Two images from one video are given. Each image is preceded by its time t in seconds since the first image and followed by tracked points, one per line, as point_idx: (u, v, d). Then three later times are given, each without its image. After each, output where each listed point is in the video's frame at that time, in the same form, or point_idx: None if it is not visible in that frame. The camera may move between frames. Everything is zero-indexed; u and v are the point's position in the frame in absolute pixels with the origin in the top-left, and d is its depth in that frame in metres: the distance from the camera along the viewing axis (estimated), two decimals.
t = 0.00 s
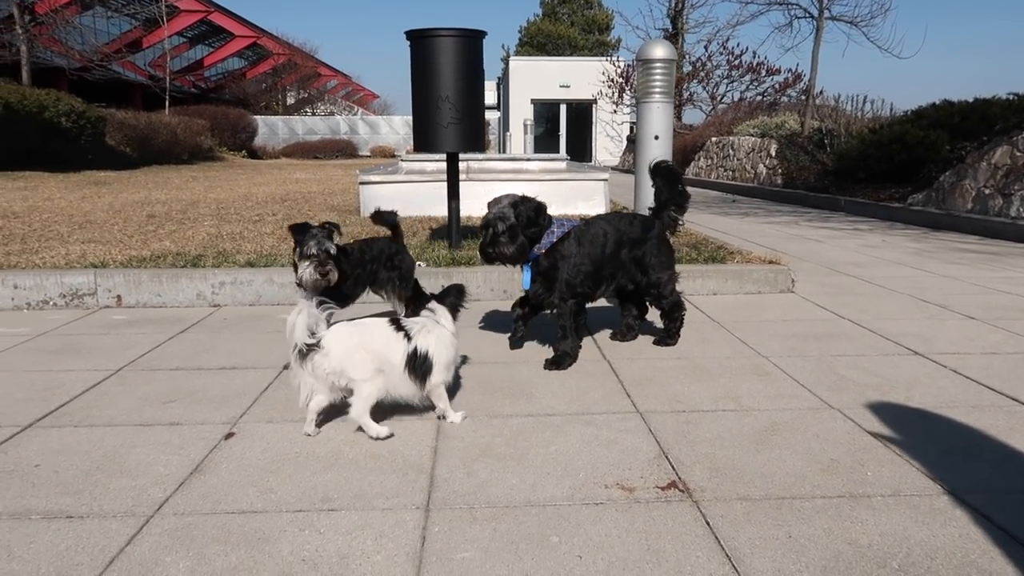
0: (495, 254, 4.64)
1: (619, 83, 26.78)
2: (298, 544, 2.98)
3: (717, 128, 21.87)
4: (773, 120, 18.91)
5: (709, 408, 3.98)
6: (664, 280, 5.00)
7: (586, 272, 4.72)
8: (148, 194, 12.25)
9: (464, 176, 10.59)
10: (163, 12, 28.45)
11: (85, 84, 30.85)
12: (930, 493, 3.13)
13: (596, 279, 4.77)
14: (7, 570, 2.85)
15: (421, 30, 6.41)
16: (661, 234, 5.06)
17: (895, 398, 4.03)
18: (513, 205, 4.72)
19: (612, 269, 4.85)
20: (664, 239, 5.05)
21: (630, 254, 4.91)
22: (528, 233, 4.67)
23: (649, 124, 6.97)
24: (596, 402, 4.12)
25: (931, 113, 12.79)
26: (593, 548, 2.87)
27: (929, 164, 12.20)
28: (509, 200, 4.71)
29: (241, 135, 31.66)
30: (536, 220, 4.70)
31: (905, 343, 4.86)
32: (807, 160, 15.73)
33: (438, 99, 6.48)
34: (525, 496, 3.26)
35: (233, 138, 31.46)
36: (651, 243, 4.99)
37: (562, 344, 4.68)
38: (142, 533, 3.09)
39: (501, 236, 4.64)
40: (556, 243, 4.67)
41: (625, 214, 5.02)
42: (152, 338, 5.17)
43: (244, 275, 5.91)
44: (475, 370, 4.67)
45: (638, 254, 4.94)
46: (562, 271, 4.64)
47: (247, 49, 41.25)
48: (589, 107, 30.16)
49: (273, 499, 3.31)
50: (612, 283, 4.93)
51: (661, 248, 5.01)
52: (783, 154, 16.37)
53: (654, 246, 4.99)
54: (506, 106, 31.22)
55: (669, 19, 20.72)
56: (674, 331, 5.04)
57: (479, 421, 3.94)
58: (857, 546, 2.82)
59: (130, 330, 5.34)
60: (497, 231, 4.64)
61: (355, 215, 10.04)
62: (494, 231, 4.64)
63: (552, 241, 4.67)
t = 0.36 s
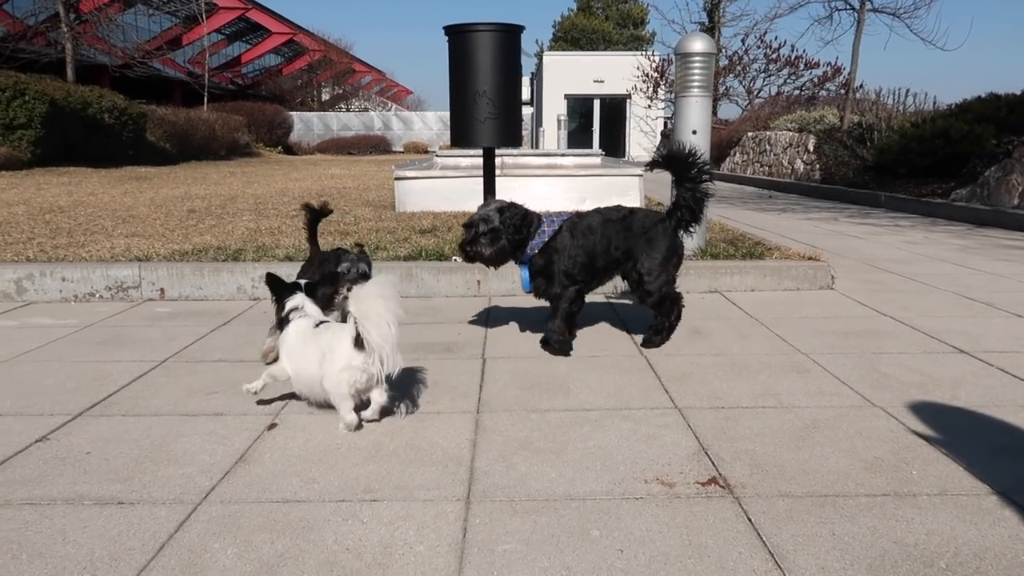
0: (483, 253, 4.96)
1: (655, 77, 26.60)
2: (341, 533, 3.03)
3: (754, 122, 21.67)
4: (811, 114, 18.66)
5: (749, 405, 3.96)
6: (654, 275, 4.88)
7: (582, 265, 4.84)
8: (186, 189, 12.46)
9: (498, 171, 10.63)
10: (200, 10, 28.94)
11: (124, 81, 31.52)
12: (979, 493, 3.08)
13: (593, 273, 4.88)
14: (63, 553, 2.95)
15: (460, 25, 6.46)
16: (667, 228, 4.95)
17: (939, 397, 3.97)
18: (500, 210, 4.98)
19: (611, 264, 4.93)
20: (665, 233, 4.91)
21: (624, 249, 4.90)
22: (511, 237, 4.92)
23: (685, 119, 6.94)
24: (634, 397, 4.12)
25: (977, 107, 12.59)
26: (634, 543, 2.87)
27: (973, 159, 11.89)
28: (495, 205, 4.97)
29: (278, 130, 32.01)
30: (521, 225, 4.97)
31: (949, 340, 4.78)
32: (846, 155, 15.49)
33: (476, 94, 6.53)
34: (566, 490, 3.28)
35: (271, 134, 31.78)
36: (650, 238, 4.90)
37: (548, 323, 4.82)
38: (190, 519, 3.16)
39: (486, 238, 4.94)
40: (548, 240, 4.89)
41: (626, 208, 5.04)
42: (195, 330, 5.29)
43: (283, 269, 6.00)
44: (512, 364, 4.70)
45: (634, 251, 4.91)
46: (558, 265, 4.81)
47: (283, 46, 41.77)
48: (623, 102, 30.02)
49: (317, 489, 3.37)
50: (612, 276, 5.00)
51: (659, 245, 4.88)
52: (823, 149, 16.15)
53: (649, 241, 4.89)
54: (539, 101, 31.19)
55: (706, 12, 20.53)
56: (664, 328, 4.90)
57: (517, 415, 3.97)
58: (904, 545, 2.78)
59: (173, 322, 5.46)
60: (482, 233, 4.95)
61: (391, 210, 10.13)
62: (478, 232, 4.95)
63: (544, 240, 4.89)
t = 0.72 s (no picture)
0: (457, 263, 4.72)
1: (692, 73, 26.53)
2: (385, 523, 3.06)
3: (791, 118, 21.38)
4: (851, 110, 18.36)
5: (791, 402, 3.92)
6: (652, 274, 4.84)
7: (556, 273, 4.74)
8: (227, 185, 12.69)
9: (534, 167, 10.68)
10: (237, 10, 29.39)
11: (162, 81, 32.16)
12: None
13: (569, 280, 4.78)
14: (115, 537, 3.02)
15: (498, 21, 6.49)
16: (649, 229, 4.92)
17: (990, 397, 3.88)
18: (469, 220, 4.78)
19: (589, 270, 4.83)
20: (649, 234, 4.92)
21: (605, 254, 4.83)
22: (484, 247, 4.75)
23: (724, 114, 6.90)
24: (674, 393, 4.11)
25: None
26: (678, 538, 2.86)
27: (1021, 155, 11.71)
28: (465, 214, 4.76)
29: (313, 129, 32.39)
30: (492, 234, 4.77)
31: (999, 339, 4.67)
32: (887, 151, 15.21)
33: (513, 90, 6.56)
34: (607, 484, 3.27)
35: (305, 132, 32.21)
36: (634, 240, 4.88)
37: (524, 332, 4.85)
38: (237, 507, 3.23)
39: (456, 248, 4.72)
40: (519, 245, 4.73)
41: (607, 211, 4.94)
42: (237, 323, 5.40)
43: (322, 264, 6.10)
44: (550, 360, 4.72)
45: (617, 254, 4.86)
46: (528, 274, 4.69)
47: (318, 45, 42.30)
48: (658, 98, 29.86)
49: (359, 479, 3.42)
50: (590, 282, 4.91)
51: (644, 245, 4.87)
52: (862, 145, 15.88)
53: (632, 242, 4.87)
54: (573, 98, 31.12)
55: (743, 7, 20.31)
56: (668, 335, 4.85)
57: (556, 410, 3.99)
58: (955, 546, 2.73)
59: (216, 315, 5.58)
60: (450, 243, 4.70)
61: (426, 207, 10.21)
62: (445, 243, 4.69)
63: (516, 244, 4.72)
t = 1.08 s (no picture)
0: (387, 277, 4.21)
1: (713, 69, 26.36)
2: (407, 518, 3.09)
3: (815, 114, 21.16)
4: (875, 105, 18.14)
5: (814, 400, 3.90)
6: (567, 279, 4.65)
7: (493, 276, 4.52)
8: (250, 182, 12.84)
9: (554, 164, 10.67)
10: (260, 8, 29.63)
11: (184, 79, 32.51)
12: None
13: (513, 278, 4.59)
14: (141, 530, 3.07)
15: (519, 17, 6.49)
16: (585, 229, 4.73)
17: (1019, 396, 3.82)
18: (407, 231, 4.30)
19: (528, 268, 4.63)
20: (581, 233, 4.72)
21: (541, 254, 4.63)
22: (422, 260, 4.29)
23: (747, 109, 6.85)
24: (696, 390, 4.10)
25: None
26: (700, 536, 2.85)
27: None
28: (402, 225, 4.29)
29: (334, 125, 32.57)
30: (432, 248, 4.35)
31: None
32: (913, 146, 15.00)
33: (534, 86, 6.55)
34: (628, 481, 3.27)
35: (327, 129, 32.38)
36: (569, 239, 4.69)
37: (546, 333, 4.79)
38: (260, 501, 3.27)
39: (390, 261, 4.23)
40: (461, 254, 4.43)
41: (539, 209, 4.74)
42: (260, 319, 5.47)
43: (344, 261, 6.15)
44: (571, 357, 4.73)
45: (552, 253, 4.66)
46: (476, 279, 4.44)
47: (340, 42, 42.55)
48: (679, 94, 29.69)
49: (381, 475, 3.44)
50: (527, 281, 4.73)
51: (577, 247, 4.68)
52: (887, 141, 15.63)
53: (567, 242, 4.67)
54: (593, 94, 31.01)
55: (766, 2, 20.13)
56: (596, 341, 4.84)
57: (577, 407, 3.99)
58: (982, 546, 2.70)
59: (239, 311, 5.65)
60: (384, 256, 4.23)
61: (447, 203, 10.24)
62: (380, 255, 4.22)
63: (456, 254, 4.41)
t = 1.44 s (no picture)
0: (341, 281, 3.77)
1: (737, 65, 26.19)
2: (430, 512, 3.11)
3: (840, 111, 20.93)
4: (902, 102, 17.92)
5: (840, 400, 3.87)
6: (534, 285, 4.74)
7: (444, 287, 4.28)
8: (274, 178, 12.95)
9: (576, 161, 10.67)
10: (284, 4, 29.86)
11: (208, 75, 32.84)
12: None
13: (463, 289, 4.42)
14: (169, 520, 3.12)
15: (543, 13, 6.50)
16: (529, 233, 4.83)
17: None
18: (354, 225, 3.87)
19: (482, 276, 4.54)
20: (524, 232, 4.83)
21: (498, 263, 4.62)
22: (374, 255, 3.91)
23: (772, 107, 6.81)
24: (719, 388, 4.09)
25: None
26: (724, 534, 2.84)
27: None
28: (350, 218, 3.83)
29: (356, 122, 32.72)
30: (382, 240, 3.98)
31: None
32: (940, 144, 14.73)
33: (558, 82, 6.56)
34: (651, 479, 3.26)
35: (349, 125, 32.52)
36: (515, 246, 4.73)
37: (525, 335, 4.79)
38: (286, 493, 3.31)
39: (342, 259, 3.79)
40: (408, 255, 4.14)
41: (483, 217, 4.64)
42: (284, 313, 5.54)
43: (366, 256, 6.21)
44: (594, 355, 4.73)
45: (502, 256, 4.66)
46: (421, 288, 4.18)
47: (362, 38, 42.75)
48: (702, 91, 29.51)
49: (405, 469, 3.47)
50: (472, 293, 4.53)
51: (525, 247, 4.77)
52: (914, 139, 15.40)
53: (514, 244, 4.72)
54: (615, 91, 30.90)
55: None
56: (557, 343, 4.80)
57: (600, 404, 4.00)
58: (1012, 549, 2.66)
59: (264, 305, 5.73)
60: (335, 255, 3.77)
61: (469, 200, 10.26)
62: (329, 254, 3.76)
63: (404, 255, 4.11)
